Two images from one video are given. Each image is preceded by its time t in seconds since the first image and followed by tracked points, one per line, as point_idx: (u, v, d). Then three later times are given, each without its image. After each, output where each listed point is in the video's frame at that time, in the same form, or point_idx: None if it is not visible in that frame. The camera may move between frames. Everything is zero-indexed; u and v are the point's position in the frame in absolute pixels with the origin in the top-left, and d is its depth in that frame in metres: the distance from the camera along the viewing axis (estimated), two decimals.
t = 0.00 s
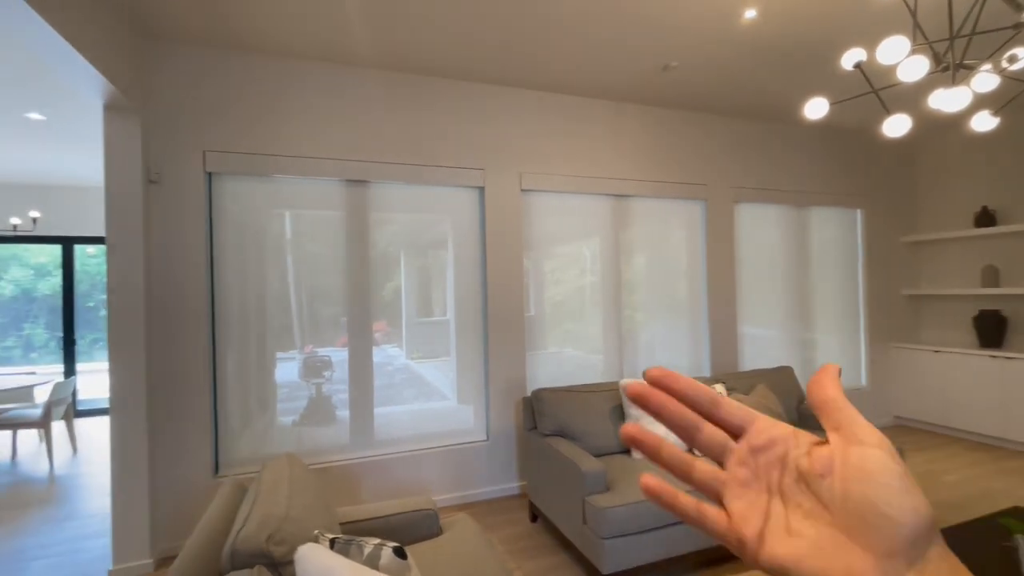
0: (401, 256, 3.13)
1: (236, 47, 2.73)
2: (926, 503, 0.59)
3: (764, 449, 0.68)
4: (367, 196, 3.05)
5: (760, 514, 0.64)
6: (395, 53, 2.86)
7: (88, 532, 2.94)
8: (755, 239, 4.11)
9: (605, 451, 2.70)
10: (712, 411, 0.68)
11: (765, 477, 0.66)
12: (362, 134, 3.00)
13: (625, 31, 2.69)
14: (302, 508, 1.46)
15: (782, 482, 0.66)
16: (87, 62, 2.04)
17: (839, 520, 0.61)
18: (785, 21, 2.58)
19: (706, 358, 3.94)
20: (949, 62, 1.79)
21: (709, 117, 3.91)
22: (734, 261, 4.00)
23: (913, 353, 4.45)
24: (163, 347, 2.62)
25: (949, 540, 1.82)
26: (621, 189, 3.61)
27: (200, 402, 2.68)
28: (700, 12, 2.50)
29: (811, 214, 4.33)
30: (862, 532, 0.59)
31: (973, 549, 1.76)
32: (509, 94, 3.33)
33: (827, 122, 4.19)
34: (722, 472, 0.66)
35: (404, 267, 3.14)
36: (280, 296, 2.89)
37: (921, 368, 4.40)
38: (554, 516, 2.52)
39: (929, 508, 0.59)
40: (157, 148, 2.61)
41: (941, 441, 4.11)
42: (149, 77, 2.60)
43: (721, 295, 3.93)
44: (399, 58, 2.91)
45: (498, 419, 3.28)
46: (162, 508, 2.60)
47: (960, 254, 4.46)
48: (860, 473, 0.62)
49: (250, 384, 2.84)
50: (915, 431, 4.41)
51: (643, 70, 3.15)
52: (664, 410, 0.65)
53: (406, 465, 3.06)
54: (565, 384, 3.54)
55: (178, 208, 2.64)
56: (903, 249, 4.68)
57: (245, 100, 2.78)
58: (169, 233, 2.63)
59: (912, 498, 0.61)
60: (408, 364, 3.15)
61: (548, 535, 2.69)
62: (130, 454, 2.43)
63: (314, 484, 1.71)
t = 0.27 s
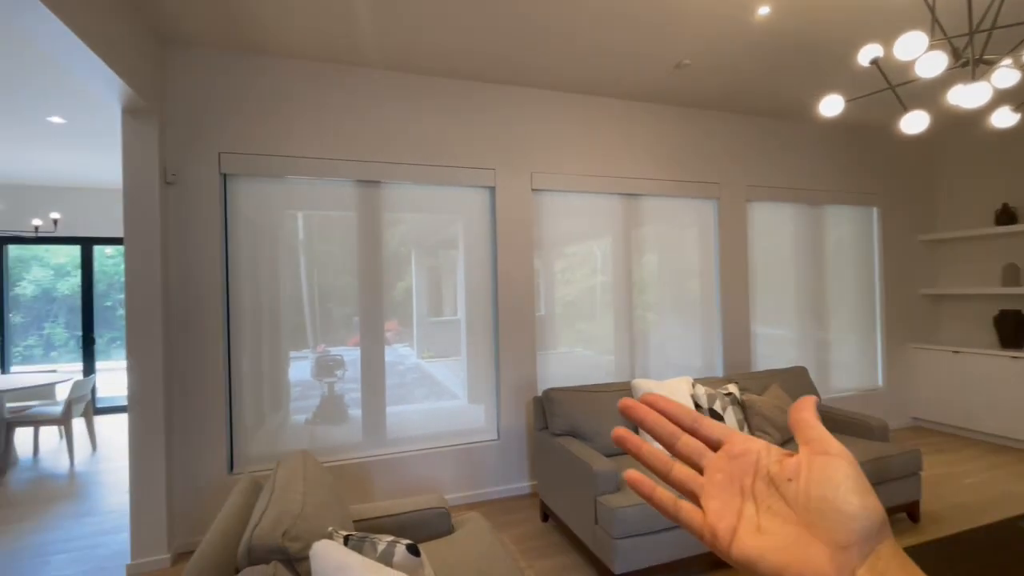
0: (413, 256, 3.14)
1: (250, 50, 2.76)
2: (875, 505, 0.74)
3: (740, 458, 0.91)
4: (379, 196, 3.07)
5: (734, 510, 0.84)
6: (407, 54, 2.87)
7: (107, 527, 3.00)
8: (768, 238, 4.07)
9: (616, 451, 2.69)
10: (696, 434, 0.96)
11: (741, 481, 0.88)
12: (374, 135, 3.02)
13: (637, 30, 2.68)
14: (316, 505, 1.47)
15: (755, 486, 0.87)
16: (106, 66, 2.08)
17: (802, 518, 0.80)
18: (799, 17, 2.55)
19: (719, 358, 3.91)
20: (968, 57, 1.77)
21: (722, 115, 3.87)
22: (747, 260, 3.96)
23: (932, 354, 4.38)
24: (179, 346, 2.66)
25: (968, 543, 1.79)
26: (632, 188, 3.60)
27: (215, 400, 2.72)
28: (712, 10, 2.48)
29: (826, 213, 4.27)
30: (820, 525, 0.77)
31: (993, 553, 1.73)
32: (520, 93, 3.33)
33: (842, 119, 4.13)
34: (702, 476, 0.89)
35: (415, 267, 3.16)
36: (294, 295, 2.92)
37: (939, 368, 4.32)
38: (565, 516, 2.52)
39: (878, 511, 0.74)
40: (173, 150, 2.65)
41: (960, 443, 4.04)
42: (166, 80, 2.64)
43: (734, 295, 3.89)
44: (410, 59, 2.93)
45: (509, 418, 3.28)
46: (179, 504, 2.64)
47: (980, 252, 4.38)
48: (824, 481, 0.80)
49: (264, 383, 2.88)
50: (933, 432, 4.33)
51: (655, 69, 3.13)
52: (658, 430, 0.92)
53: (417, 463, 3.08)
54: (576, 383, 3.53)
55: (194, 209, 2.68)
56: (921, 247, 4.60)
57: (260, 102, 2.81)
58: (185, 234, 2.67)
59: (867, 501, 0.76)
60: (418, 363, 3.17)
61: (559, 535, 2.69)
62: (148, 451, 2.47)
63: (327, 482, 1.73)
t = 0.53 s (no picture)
0: (420, 254, 3.15)
1: (258, 49, 2.78)
2: (867, 512, 0.75)
3: (736, 467, 0.89)
4: (387, 194, 3.07)
5: (731, 517, 0.82)
6: (415, 52, 2.87)
7: (121, 521, 3.05)
8: (778, 236, 4.02)
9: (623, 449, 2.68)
10: (693, 441, 0.94)
11: (736, 489, 0.86)
12: (382, 133, 3.03)
13: (646, 26, 2.66)
14: (323, 501, 1.48)
15: (750, 493, 0.85)
16: (117, 66, 2.10)
17: (796, 524, 0.79)
18: (811, 12, 2.51)
19: (728, 357, 3.88)
20: (984, 51, 1.73)
21: (732, 112, 3.83)
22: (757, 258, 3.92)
23: (946, 353, 4.31)
24: (190, 343, 2.69)
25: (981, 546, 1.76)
26: (641, 186, 3.57)
27: (225, 396, 2.75)
28: (722, 5, 2.45)
29: (838, 210, 4.21)
30: (815, 533, 0.77)
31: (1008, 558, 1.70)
32: (527, 90, 3.32)
33: (855, 115, 4.06)
34: (699, 483, 0.87)
35: (424, 264, 3.16)
36: (303, 293, 2.94)
37: (953, 368, 4.25)
38: (571, 514, 2.52)
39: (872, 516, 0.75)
40: (184, 149, 2.68)
41: (974, 444, 3.98)
42: (176, 80, 2.67)
43: (743, 293, 3.86)
44: (417, 57, 2.93)
45: (516, 416, 3.28)
46: (190, 499, 2.68)
47: (996, 250, 4.30)
48: (818, 488, 0.79)
49: (274, 379, 2.90)
50: (946, 433, 4.27)
51: (664, 65, 3.10)
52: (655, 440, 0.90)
53: (424, 460, 3.09)
54: (583, 382, 3.52)
55: (204, 207, 2.71)
56: (935, 245, 4.53)
57: (268, 101, 2.82)
58: (195, 232, 2.70)
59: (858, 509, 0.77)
60: (427, 361, 3.18)
61: (565, 533, 2.68)
62: (159, 447, 2.50)
63: (335, 479, 1.74)
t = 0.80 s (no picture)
0: (422, 251, 3.15)
1: (260, 45, 2.78)
2: None
3: None
4: (388, 190, 3.07)
5: None
6: (416, 47, 2.86)
7: (125, 514, 3.09)
8: (783, 232, 3.98)
9: (623, 447, 2.67)
10: (680, 520, 0.54)
11: None
12: (383, 129, 3.02)
13: (648, 20, 2.63)
14: (319, 497, 1.48)
15: None
16: (118, 62, 2.10)
17: None
18: (816, 5, 2.47)
19: (731, 354, 3.85)
20: (992, 43, 1.69)
21: (737, 107, 3.79)
22: (762, 255, 3.88)
23: (953, 351, 4.26)
24: (192, 338, 2.71)
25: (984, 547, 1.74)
26: (644, 182, 3.54)
27: (227, 391, 2.76)
28: None
29: (844, 207, 4.16)
30: None
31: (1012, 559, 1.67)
32: (530, 86, 3.29)
33: (862, 110, 4.01)
34: None
35: (428, 261, 3.16)
36: (305, 289, 2.95)
37: (961, 367, 4.20)
38: (570, 511, 2.51)
39: None
40: (186, 145, 2.68)
41: (981, 443, 3.93)
42: (178, 76, 2.67)
43: (747, 290, 3.83)
44: (418, 52, 2.91)
45: (517, 412, 3.28)
46: (192, 493, 2.70)
47: (1006, 248, 4.24)
48: None
49: (278, 375, 2.91)
50: (953, 432, 4.23)
51: (667, 60, 3.07)
52: (631, 530, 0.53)
53: (426, 456, 3.09)
54: (585, 378, 3.51)
55: (206, 203, 2.71)
56: (944, 242, 4.47)
57: (269, 97, 2.82)
58: (197, 228, 2.70)
59: None
60: (431, 357, 3.18)
61: (565, 530, 2.68)
62: (161, 441, 2.52)
63: (333, 475, 1.75)
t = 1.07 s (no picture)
0: (416, 245, 3.13)
1: (252, 37, 2.75)
2: None
3: None
4: (381, 184, 3.05)
5: None
6: (409, 40, 2.83)
7: (120, 507, 3.10)
8: (782, 228, 3.95)
9: (616, 443, 2.66)
10: None
11: None
12: (376, 123, 2.99)
13: (643, 13, 2.59)
14: (302, 493, 1.48)
15: None
16: (105, 54, 2.08)
17: None
18: None
19: (728, 350, 3.83)
20: (989, 35, 1.65)
21: (735, 101, 3.75)
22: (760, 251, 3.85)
23: (953, 349, 4.23)
24: (184, 332, 2.70)
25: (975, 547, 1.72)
26: (641, 177, 3.51)
27: (219, 385, 2.76)
28: None
29: (844, 202, 4.12)
30: None
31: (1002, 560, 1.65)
32: (525, 79, 3.26)
33: (863, 104, 3.95)
34: None
35: (429, 256, 3.16)
36: (298, 283, 2.94)
37: (961, 365, 4.17)
38: (561, 507, 2.51)
39: None
40: (177, 138, 2.67)
41: (979, 441, 3.91)
42: (169, 69, 2.65)
43: (745, 286, 3.80)
44: (411, 45, 2.88)
45: (511, 408, 3.27)
46: (184, 487, 2.71)
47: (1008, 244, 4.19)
48: None
49: (274, 370, 2.92)
50: (951, 430, 4.20)
51: (664, 53, 3.03)
52: None
53: (420, 452, 3.09)
54: (580, 374, 3.50)
55: (197, 197, 2.70)
56: (945, 239, 4.42)
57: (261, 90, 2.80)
58: (189, 221, 2.69)
59: None
60: (432, 352, 3.19)
61: (556, 526, 2.68)
62: (153, 435, 2.52)
63: (319, 470, 1.74)
